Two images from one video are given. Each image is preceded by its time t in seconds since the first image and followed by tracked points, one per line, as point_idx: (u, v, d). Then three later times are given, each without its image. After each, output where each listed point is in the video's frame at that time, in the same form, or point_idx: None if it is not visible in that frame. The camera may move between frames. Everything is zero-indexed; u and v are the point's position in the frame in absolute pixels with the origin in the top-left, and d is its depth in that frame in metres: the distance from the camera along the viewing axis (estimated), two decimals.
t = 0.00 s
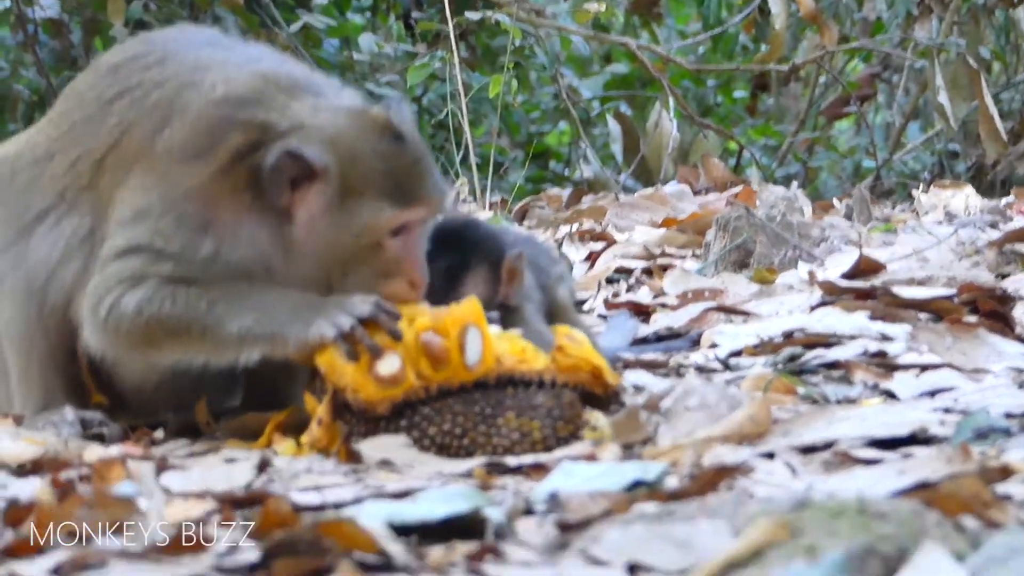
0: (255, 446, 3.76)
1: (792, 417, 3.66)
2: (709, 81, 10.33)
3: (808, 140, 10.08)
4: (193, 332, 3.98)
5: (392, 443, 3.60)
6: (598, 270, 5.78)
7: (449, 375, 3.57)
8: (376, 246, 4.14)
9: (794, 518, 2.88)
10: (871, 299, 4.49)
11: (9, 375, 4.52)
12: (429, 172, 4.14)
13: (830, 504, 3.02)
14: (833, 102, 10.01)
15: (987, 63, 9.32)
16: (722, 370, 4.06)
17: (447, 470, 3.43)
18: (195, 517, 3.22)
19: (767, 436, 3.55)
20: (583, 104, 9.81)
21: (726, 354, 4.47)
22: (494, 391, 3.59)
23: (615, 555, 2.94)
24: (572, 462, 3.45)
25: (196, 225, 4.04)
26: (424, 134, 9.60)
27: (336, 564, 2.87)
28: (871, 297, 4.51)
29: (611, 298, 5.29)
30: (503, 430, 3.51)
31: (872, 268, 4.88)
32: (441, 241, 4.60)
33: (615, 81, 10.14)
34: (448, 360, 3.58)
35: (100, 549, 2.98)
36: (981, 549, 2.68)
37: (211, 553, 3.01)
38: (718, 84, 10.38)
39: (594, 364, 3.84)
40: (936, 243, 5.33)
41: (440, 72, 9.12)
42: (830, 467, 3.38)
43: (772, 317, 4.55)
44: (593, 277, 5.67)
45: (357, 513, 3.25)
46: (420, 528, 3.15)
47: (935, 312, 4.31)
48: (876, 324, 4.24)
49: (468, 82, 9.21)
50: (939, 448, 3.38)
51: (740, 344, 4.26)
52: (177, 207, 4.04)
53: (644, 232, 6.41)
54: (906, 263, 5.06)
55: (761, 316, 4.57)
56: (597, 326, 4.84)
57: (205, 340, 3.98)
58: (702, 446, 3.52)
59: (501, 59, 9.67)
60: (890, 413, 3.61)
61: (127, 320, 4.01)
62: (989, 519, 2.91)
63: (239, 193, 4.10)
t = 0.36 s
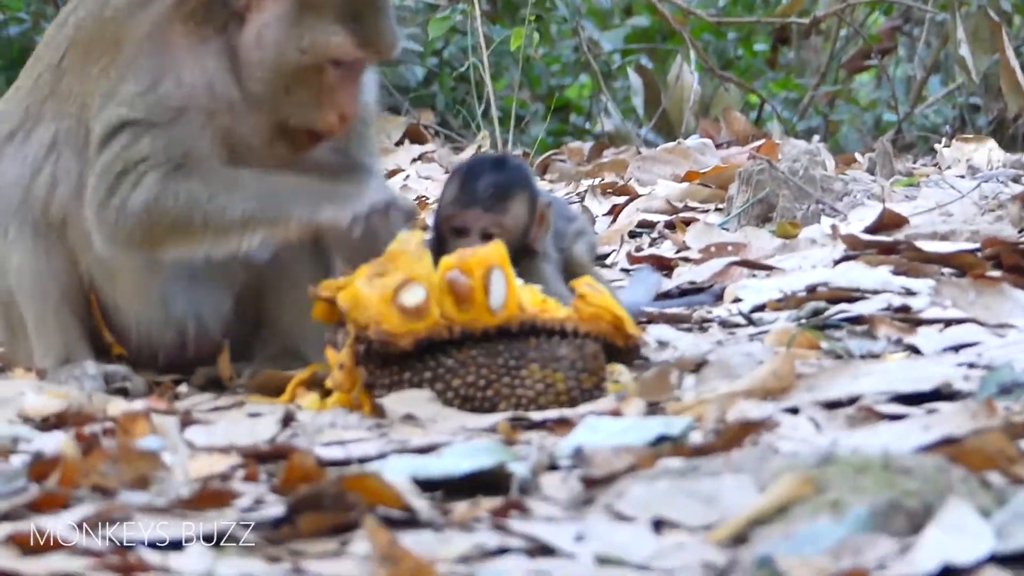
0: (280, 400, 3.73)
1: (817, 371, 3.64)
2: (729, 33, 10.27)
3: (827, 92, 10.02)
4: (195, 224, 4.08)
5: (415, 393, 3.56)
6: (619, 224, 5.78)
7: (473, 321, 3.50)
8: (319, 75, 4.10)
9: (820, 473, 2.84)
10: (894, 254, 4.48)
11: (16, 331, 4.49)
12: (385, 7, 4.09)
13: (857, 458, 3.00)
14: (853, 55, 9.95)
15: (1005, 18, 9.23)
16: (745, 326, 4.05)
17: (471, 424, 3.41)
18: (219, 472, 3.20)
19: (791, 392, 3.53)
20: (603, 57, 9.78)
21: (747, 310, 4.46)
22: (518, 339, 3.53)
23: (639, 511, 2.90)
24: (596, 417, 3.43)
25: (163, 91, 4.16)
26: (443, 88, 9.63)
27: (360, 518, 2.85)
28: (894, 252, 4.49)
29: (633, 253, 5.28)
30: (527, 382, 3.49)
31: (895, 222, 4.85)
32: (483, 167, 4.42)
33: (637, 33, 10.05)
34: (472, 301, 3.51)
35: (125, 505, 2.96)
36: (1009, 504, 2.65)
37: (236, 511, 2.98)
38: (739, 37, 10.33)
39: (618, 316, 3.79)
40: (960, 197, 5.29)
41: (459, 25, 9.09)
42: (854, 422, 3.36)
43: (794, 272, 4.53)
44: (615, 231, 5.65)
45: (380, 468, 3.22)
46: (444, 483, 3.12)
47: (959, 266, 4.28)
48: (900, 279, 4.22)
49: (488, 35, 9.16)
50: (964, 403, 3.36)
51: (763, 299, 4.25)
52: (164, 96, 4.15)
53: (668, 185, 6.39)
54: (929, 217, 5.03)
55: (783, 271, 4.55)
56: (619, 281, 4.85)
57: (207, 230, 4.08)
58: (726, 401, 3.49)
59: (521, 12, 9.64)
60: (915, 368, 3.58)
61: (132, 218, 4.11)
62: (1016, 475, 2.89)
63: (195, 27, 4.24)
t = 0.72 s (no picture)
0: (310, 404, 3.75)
1: (844, 376, 3.63)
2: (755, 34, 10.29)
3: (855, 93, 9.85)
4: (210, 233, 4.07)
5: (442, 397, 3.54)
6: (646, 227, 5.78)
7: (500, 324, 3.49)
8: (334, 65, 3.94)
9: (846, 481, 2.70)
10: (921, 258, 4.48)
11: (39, 331, 4.46)
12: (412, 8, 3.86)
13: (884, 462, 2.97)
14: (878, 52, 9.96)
15: None
16: (771, 330, 4.05)
17: (497, 428, 3.40)
18: (244, 475, 3.19)
19: (817, 397, 3.52)
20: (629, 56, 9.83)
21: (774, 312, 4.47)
22: (542, 341, 3.51)
23: (666, 517, 2.80)
24: (622, 420, 3.42)
25: (184, 81, 4.11)
26: (469, 85, 9.52)
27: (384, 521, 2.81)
28: (921, 256, 4.50)
29: (660, 255, 5.29)
30: (553, 386, 3.48)
31: (920, 226, 4.85)
32: (516, 137, 4.65)
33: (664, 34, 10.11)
34: (499, 304, 3.49)
35: (151, 506, 2.93)
36: None
37: (262, 513, 2.94)
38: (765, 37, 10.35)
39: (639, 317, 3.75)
40: (988, 200, 5.28)
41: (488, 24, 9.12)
42: (881, 428, 3.35)
43: (819, 274, 4.54)
44: (643, 234, 5.67)
45: (407, 472, 3.19)
46: (471, 487, 3.07)
47: (985, 271, 4.27)
48: (927, 284, 4.21)
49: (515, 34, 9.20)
50: (990, 409, 3.34)
51: (790, 302, 4.25)
52: (185, 87, 4.11)
53: (696, 187, 6.40)
54: (956, 220, 5.02)
55: (808, 274, 4.56)
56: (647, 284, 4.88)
57: (222, 240, 4.06)
58: (753, 406, 3.47)
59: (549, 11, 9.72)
60: (942, 372, 3.57)
61: (148, 214, 4.10)
62: None
63: (222, 12, 4.11)
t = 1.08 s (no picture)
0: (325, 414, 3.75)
1: (858, 386, 3.62)
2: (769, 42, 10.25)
3: (867, 101, 9.87)
4: (160, 276, 3.99)
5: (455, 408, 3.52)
6: (660, 236, 5.77)
7: (456, 329, 3.41)
8: (310, 94, 3.78)
9: (861, 492, 2.68)
10: (935, 267, 4.49)
11: (55, 339, 4.41)
12: (394, 33, 3.63)
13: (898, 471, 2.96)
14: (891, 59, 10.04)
15: None
16: (785, 340, 4.07)
17: (513, 438, 3.40)
18: (261, 485, 3.19)
19: (831, 408, 3.52)
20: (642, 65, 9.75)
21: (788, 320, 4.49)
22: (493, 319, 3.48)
23: (681, 527, 2.78)
24: (637, 431, 3.42)
25: (173, 114, 4.02)
26: (484, 93, 9.61)
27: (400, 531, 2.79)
28: (935, 265, 4.50)
29: (674, 264, 5.31)
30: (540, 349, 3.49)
31: (934, 234, 4.86)
32: (526, 79, 4.42)
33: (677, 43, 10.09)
34: (448, 322, 3.40)
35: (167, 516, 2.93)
36: None
37: (278, 523, 2.92)
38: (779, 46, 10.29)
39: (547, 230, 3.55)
40: (1002, 210, 5.29)
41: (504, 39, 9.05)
42: (895, 438, 3.35)
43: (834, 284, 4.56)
44: (657, 241, 5.69)
45: (422, 482, 3.18)
46: (486, 498, 3.07)
47: (999, 280, 4.28)
48: (941, 293, 4.22)
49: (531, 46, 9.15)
50: (1005, 421, 3.33)
51: (803, 312, 4.27)
52: (175, 116, 4.01)
53: (710, 197, 6.41)
54: (970, 231, 5.03)
55: (823, 284, 4.59)
56: (661, 294, 4.90)
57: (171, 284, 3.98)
58: (767, 416, 3.47)
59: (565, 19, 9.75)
60: (956, 383, 3.56)
61: (122, 243, 4.03)
62: None
63: (213, 35, 3.98)
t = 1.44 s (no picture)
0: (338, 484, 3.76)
1: (874, 460, 3.62)
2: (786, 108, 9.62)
3: (883, 169, 9.44)
4: (153, 317, 3.97)
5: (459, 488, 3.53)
6: (676, 305, 5.77)
7: (453, 443, 3.47)
8: (274, 139, 3.83)
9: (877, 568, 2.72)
10: (951, 339, 4.54)
11: (67, 402, 4.39)
12: (354, 73, 3.75)
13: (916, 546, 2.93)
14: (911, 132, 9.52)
15: None
16: (801, 412, 4.11)
17: (529, 509, 3.40)
18: (276, 554, 3.14)
19: (847, 481, 3.51)
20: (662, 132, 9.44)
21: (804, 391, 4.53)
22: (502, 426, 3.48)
23: None
24: (654, 504, 3.41)
25: (140, 156, 4.02)
26: (499, 157, 9.20)
27: None
28: (951, 337, 4.56)
29: (690, 333, 5.35)
30: (549, 450, 3.48)
31: (950, 307, 4.90)
32: (534, 124, 4.61)
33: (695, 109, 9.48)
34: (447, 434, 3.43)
35: None
36: None
37: None
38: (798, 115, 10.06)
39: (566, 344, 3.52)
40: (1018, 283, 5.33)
41: (520, 96, 9.04)
42: (911, 513, 3.33)
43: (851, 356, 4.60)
44: (673, 311, 5.71)
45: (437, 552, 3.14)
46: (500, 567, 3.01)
47: (1016, 355, 4.32)
48: (957, 367, 4.24)
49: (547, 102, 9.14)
50: (1020, 496, 3.31)
51: (820, 384, 4.30)
52: (142, 163, 4.01)
53: (727, 266, 6.43)
54: (986, 303, 5.06)
55: (840, 355, 4.64)
56: (678, 362, 4.94)
57: (163, 328, 3.96)
58: (783, 490, 3.45)
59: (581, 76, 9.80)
60: (972, 458, 3.55)
61: (97, 291, 4.00)
62: None
63: (177, 91, 4.07)
